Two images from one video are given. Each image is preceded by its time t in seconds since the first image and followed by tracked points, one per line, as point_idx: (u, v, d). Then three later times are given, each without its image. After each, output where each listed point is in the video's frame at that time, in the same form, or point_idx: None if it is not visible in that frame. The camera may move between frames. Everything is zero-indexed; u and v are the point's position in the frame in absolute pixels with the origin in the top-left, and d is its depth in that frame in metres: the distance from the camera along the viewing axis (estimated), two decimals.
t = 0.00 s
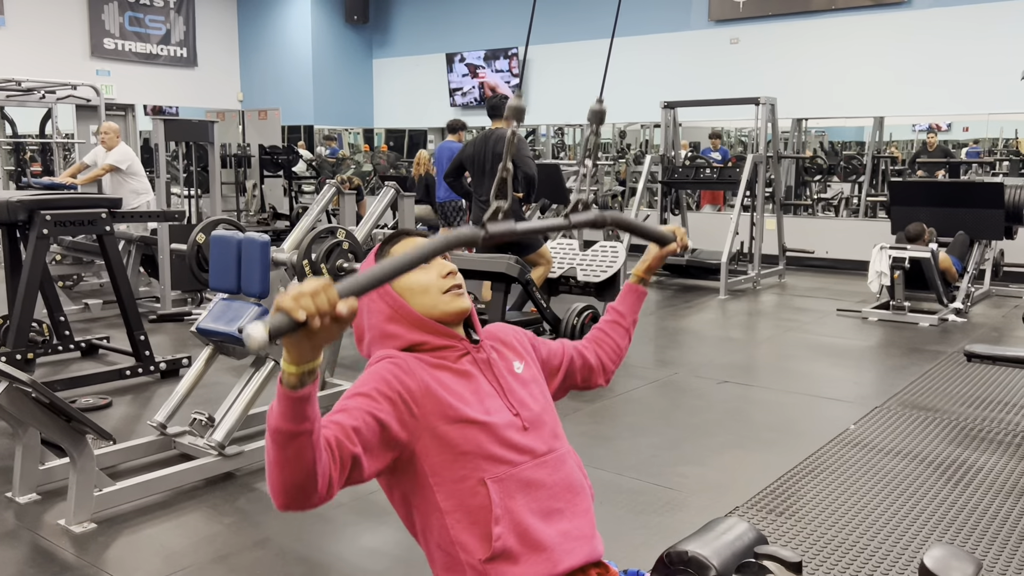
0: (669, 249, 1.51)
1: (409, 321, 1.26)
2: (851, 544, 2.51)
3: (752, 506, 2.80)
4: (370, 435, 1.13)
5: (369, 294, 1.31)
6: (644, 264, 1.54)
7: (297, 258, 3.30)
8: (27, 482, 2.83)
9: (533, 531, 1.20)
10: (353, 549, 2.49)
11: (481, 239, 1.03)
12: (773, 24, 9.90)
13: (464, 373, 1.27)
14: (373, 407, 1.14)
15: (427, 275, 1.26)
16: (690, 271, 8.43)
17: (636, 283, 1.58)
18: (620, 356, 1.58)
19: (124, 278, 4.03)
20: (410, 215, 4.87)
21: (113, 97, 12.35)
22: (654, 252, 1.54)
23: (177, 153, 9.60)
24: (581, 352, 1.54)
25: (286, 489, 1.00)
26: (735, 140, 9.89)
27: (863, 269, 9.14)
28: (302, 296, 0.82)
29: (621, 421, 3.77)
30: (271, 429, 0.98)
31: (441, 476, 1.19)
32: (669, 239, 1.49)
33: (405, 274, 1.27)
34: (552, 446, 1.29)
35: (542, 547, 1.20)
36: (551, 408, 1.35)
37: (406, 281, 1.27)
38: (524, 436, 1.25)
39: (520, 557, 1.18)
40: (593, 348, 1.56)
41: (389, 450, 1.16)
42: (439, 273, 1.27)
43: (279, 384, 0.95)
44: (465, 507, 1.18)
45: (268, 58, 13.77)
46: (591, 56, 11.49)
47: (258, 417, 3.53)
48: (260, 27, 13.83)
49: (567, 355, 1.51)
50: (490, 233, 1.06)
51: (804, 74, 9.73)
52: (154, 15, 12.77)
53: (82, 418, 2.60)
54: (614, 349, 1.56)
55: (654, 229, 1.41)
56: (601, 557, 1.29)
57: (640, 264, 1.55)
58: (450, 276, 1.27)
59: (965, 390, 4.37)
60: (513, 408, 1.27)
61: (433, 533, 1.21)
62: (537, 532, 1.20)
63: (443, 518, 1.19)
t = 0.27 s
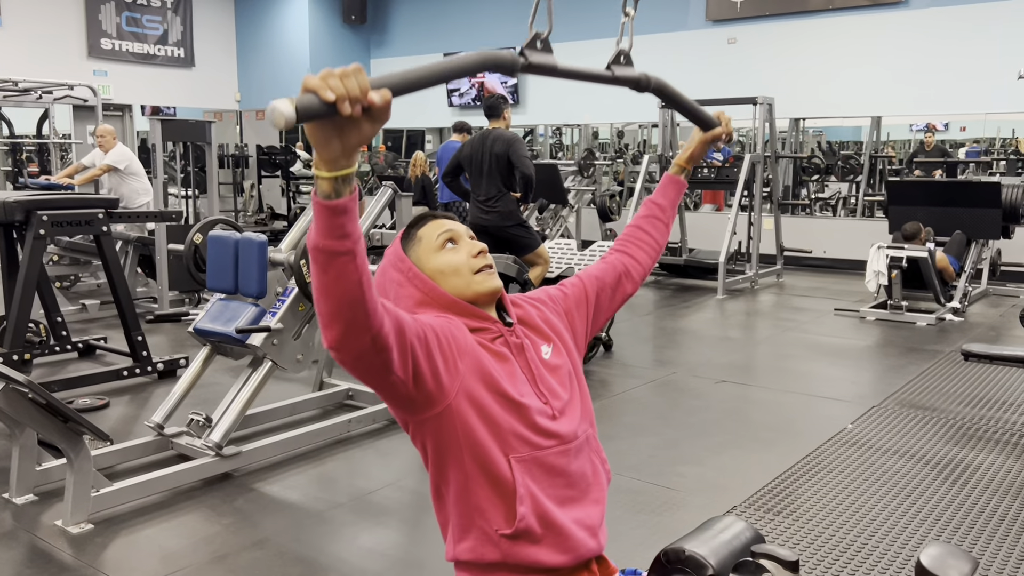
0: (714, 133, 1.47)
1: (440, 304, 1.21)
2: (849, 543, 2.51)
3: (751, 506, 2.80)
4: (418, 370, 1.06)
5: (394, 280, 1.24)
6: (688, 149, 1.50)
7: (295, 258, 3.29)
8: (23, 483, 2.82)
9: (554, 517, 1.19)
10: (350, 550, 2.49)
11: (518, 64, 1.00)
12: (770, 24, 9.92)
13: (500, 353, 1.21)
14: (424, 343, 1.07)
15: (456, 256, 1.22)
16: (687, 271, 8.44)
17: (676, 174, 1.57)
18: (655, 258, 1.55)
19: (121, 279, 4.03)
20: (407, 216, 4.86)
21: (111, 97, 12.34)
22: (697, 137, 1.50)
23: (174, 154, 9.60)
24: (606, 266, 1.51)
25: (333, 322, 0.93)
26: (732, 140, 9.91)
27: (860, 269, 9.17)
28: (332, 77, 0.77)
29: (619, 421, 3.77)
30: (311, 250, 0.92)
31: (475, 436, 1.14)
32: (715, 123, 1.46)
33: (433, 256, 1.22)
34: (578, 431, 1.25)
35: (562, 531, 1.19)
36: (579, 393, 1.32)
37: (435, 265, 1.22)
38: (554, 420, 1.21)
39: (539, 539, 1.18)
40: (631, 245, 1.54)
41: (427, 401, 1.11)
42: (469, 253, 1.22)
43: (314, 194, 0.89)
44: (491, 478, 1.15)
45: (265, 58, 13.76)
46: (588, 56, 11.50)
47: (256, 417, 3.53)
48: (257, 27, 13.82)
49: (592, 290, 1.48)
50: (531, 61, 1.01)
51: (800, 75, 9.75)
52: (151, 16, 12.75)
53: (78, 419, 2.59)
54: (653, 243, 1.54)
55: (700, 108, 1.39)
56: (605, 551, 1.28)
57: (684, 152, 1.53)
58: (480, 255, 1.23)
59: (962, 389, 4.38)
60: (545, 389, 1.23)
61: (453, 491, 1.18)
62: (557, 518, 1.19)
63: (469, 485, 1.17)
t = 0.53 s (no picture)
0: (721, 76, 1.45)
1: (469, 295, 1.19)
2: (846, 543, 2.51)
3: (749, 505, 2.80)
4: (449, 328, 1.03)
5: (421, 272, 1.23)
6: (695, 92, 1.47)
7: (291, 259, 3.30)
8: (20, 484, 2.82)
9: (568, 509, 1.15)
10: (349, 550, 2.50)
11: None
12: (768, 23, 9.92)
13: (528, 344, 1.18)
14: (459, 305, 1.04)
15: (484, 246, 1.20)
16: (685, 270, 8.45)
17: (686, 117, 1.52)
18: (665, 206, 1.51)
19: (118, 280, 4.03)
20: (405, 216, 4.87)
21: (108, 97, 12.33)
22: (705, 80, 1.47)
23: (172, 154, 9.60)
24: (619, 219, 1.46)
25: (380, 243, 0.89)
26: (730, 139, 9.92)
27: (858, 268, 9.17)
28: None
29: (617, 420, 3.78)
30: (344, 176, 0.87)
31: (498, 410, 1.11)
32: (722, 64, 1.43)
33: (460, 248, 1.21)
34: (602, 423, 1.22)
35: (575, 524, 1.15)
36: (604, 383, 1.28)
37: (463, 256, 1.20)
38: (579, 408, 1.18)
39: (552, 530, 1.14)
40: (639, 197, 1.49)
41: (451, 369, 1.07)
42: (497, 243, 1.21)
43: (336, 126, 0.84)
44: (507, 460, 1.12)
45: (263, 58, 13.75)
46: (586, 56, 11.50)
47: (253, 418, 3.53)
48: (255, 26, 13.82)
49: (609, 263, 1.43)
50: None
51: (798, 74, 9.76)
52: (148, 15, 12.74)
53: (75, 420, 2.59)
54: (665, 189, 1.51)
55: (710, 48, 1.38)
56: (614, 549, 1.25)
57: (691, 95, 1.49)
58: (507, 245, 1.21)
59: (959, 388, 4.38)
60: (569, 377, 1.19)
61: (466, 468, 1.15)
62: (572, 511, 1.16)
63: (484, 466, 1.13)
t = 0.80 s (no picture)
0: (711, 99, 1.48)
1: (460, 295, 1.21)
2: (844, 542, 2.52)
3: (747, 504, 2.80)
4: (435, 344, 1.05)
5: (416, 271, 1.25)
6: (684, 117, 1.49)
7: (289, 258, 3.28)
8: (18, 484, 2.82)
9: (564, 507, 1.18)
10: (347, 550, 2.50)
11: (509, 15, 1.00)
12: (767, 22, 9.91)
13: (519, 342, 1.20)
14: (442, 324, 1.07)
15: (478, 248, 1.22)
16: (684, 269, 8.45)
17: (674, 142, 1.55)
18: (657, 229, 1.55)
19: (117, 279, 4.02)
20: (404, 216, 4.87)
21: (106, 97, 12.31)
22: (695, 104, 1.49)
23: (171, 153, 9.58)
24: (611, 242, 1.50)
25: (351, 276, 0.91)
26: (730, 138, 9.91)
27: (857, 267, 9.16)
28: (326, 23, 0.77)
29: (616, 419, 3.78)
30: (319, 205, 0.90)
31: (490, 415, 1.14)
32: (709, 89, 1.46)
33: (455, 248, 1.22)
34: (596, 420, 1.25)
35: (571, 523, 1.18)
36: (597, 382, 1.31)
37: (457, 256, 1.22)
38: (572, 406, 1.20)
39: (548, 529, 1.17)
40: (627, 219, 1.52)
41: (441, 380, 1.10)
42: (491, 245, 1.23)
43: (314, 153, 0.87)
44: (501, 464, 1.15)
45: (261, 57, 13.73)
46: (586, 55, 11.49)
47: (252, 418, 3.52)
48: (254, 25, 13.80)
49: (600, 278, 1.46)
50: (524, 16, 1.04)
51: (797, 74, 9.75)
52: (146, 15, 12.72)
53: (73, 420, 2.59)
54: (655, 212, 1.55)
55: (693, 70, 1.39)
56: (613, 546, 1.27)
57: (679, 120, 1.51)
58: (501, 248, 1.23)
59: (958, 387, 4.39)
60: (562, 375, 1.22)
61: (462, 473, 1.17)
62: (568, 509, 1.18)
63: (480, 470, 1.15)
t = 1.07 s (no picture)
0: (689, 185, 1.43)
1: (431, 302, 1.23)
2: (842, 540, 2.53)
3: (746, 502, 2.81)
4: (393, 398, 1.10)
5: (388, 277, 1.27)
6: (662, 203, 1.47)
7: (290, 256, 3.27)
8: (19, 482, 2.82)
9: (546, 513, 1.19)
10: (347, 548, 2.50)
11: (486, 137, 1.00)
12: (766, 20, 9.92)
13: (488, 351, 1.24)
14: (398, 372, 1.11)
15: (449, 254, 1.24)
16: (684, 268, 8.45)
17: (656, 227, 1.54)
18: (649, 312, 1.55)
19: (117, 278, 4.02)
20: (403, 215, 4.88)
21: (106, 96, 12.31)
22: (674, 190, 1.46)
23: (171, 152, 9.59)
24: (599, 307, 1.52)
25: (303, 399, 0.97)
26: (730, 137, 9.90)
27: (857, 266, 9.15)
28: (293, 172, 0.80)
29: (615, 419, 3.78)
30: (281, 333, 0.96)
31: (462, 438, 1.17)
32: (689, 175, 1.42)
33: (426, 254, 1.24)
34: (572, 427, 1.27)
35: (554, 529, 1.19)
36: (572, 390, 1.34)
37: (427, 261, 1.24)
38: (545, 415, 1.23)
39: (531, 539, 1.18)
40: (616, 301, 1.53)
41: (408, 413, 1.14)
42: (462, 252, 1.25)
43: (282, 283, 0.93)
44: (480, 481, 1.17)
45: (261, 56, 13.72)
46: (585, 54, 11.49)
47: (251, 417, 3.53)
48: (253, 24, 13.80)
49: (582, 321, 1.50)
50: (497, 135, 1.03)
51: (797, 72, 9.75)
52: (146, 14, 12.72)
53: (74, 419, 2.59)
54: (644, 295, 1.54)
55: (675, 162, 1.35)
56: (606, 549, 1.28)
57: (659, 205, 1.49)
58: (472, 254, 1.26)
59: (958, 386, 4.38)
60: (535, 385, 1.25)
61: (444, 498, 1.20)
62: (552, 516, 1.20)
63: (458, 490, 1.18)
